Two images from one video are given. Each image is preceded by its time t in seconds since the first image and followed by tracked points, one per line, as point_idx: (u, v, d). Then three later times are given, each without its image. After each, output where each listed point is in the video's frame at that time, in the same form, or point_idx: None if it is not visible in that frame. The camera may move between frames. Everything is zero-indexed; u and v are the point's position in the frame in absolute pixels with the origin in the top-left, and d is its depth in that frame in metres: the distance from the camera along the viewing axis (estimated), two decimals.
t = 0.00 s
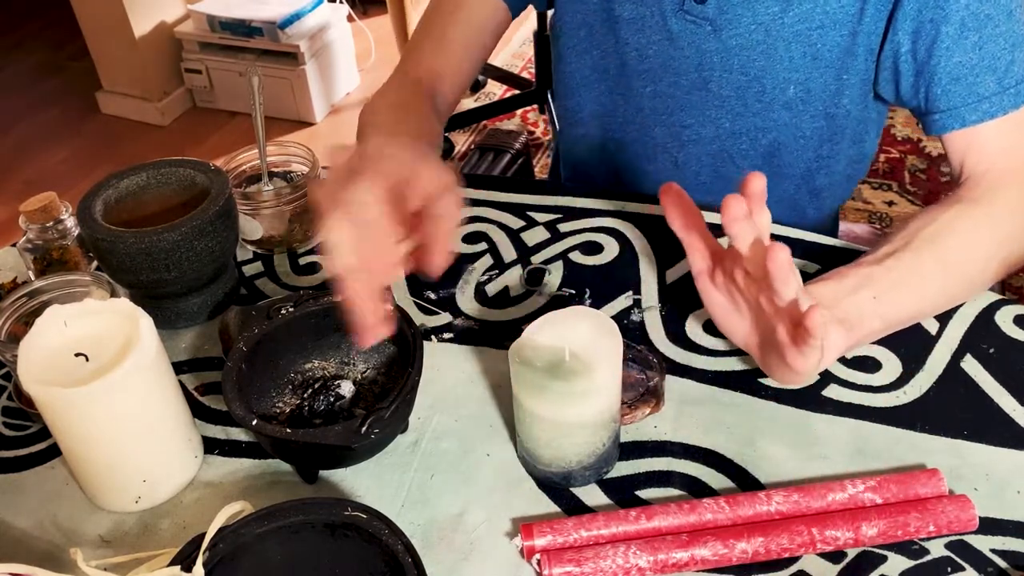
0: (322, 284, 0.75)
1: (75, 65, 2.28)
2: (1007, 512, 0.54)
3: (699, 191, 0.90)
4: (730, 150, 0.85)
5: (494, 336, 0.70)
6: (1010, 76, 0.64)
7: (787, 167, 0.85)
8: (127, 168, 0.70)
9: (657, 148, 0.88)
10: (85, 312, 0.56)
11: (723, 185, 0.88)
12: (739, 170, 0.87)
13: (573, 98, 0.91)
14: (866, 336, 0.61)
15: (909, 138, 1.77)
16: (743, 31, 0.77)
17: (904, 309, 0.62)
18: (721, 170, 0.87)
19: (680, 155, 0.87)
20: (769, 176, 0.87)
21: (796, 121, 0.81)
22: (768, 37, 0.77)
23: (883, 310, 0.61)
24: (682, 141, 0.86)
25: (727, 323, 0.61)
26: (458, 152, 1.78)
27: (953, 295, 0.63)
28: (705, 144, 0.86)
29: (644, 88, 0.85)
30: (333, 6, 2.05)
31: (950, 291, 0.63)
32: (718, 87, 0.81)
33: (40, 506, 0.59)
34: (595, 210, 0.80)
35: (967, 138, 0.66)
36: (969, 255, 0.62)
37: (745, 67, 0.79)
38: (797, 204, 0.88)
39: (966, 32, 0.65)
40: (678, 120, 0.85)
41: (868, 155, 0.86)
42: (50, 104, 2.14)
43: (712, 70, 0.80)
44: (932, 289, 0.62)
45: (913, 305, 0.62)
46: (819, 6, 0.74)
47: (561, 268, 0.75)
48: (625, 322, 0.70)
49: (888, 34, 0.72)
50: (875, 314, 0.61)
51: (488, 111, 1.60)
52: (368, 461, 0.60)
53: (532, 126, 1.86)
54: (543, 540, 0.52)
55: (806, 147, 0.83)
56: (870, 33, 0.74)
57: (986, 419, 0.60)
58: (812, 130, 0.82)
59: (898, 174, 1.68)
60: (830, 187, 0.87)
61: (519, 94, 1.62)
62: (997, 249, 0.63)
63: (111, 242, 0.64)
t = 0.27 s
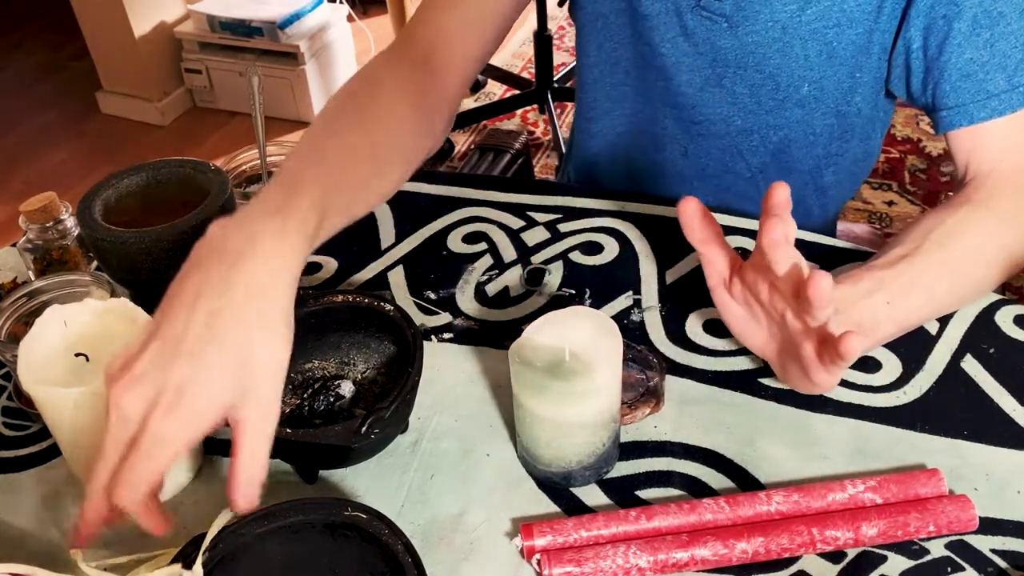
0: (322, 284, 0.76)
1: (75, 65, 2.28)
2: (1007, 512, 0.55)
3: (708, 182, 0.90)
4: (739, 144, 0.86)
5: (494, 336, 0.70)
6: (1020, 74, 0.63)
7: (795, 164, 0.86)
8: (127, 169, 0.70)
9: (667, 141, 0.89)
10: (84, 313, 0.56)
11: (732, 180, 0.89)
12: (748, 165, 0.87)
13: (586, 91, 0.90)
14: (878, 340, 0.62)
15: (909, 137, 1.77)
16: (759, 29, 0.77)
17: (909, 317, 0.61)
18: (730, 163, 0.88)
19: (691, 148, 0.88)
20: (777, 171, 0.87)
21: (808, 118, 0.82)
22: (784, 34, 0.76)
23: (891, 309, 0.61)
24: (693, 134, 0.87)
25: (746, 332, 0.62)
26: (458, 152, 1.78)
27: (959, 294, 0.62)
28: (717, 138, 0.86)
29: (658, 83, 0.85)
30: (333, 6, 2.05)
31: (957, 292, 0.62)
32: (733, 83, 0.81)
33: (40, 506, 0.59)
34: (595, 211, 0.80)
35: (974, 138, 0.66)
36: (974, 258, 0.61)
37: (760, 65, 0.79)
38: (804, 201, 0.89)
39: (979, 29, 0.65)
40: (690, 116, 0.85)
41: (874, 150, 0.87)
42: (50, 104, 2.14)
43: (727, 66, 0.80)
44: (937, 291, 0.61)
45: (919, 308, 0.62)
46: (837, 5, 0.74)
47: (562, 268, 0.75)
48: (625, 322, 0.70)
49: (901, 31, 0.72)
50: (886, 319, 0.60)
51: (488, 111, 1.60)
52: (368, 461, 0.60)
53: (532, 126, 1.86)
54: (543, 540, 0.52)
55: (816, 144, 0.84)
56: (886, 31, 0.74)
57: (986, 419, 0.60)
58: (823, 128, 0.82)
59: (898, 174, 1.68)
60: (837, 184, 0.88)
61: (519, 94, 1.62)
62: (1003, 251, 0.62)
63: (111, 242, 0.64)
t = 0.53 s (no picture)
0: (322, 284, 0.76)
1: (75, 65, 2.28)
2: (1007, 512, 0.55)
3: (721, 186, 0.90)
4: (753, 147, 0.85)
5: (494, 336, 0.70)
6: None
7: (810, 168, 0.86)
8: (127, 169, 0.70)
9: (680, 141, 0.88)
10: (84, 312, 0.56)
11: (744, 182, 0.89)
12: (761, 166, 0.87)
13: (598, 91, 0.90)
14: (886, 340, 0.62)
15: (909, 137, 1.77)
16: (777, 31, 0.77)
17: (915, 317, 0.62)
18: (744, 166, 0.87)
19: (703, 148, 0.88)
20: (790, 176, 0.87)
21: (822, 121, 0.81)
22: (801, 36, 0.76)
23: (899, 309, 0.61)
24: (707, 134, 0.87)
25: (753, 331, 0.63)
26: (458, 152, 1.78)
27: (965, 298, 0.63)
28: (730, 141, 0.86)
29: (673, 83, 0.85)
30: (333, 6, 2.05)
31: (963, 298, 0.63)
32: (748, 84, 0.81)
33: (40, 506, 0.59)
34: (595, 211, 0.80)
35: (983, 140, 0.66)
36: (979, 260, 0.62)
37: (776, 66, 0.79)
38: (815, 205, 0.89)
39: (993, 32, 0.64)
40: (704, 116, 0.85)
41: (882, 153, 0.88)
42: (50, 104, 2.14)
43: (744, 67, 0.80)
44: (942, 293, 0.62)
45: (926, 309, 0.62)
46: (855, 7, 0.74)
47: (562, 268, 0.75)
48: (625, 322, 0.70)
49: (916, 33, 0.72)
50: (895, 317, 0.61)
51: (488, 111, 1.60)
52: (368, 461, 0.60)
53: (532, 126, 1.86)
54: (544, 540, 0.52)
55: (830, 147, 0.84)
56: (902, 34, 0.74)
57: (986, 419, 0.60)
58: (837, 131, 0.82)
59: (899, 174, 1.68)
60: (848, 188, 0.88)
61: (519, 94, 1.62)
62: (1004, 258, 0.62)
63: (112, 242, 0.64)
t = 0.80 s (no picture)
0: (322, 284, 0.76)
1: (76, 65, 2.28)
2: (1008, 512, 0.55)
3: (724, 180, 0.90)
4: (757, 143, 0.86)
5: (494, 336, 0.70)
6: None
7: (813, 164, 0.86)
8: (127, 169, 0.70)
9: (684, 137, 0.88)
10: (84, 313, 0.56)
11: (747, 178, 0.89)
12: (765, 164, 0.87)
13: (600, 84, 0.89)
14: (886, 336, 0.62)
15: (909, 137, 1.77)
16: (783, 28, 0.76)
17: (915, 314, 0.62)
18: (748, 162, 0.87)
19: (708, 143, 0.88)
20: (793, 171, 0.87)
21: (826, 119, 0.82)
22: (808, 34, 0.76)
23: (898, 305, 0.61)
24: (712, 130, 0.86)
25: (753, 325, 0.63)
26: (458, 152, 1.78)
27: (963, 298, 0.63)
28: (735, 137, 0.86)
29: (678, 78, 0.84)
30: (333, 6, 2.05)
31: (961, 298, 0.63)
32: (753, 81, 0.81)
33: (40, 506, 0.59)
34: (595, 211, 0.80)
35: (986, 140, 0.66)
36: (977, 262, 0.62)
37: (782, 63, 0.78)
38: (817, 202, 0.89)
39: (999, 32, 0.64)
40: (709, 112, 0.85)
41: (888, 151, 0.88)
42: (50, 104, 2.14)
43: (750, 64, 0.79)
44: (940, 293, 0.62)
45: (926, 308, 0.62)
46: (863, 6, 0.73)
47: (561, 268, 0.75)
48: (625, 322, 0.70)
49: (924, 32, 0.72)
50: (895, 314, 0.61)
51: (488, 111, 1.60)
52: (368, 461, 0.60)
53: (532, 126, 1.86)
54: (543, 540, 0.52)
55: (834, 144, 0.84)
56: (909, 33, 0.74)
57: (986, 419, 0.60)
58: (842, 129, 0.83)
59: (899, 174, 1.68)
60: (853, 185, 0.88)
61: (519, 94, 1.62)
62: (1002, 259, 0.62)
63: (111, 242, 0.63)
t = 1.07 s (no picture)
0: (322, 284, 0.76)
1: (76, 65, 2.28)
2: (1008, 512, 0.55)
3: (719, 175, 0.91)
4: (750, 139, 0.86)
5: (494, 336, 0.70)
6: None
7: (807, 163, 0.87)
8: (127, 169, 0.70)
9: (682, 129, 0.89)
10: (84, 312, 0.56)
11: (742, 173, 0.90)
12: (758, 161, 0.88)
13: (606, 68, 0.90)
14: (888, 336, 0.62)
15: (909, 137, 1.77)
16: (775, 23, 0.78)
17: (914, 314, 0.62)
18: (741, 157, 0.89)
19: (704, 135, 0.89)
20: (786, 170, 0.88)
21: (819, 117, 0.82)
22: (800, 30, 0.77)
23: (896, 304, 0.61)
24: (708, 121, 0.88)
25: (756, 325, 0.62)
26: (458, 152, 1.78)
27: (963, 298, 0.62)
28: (729, 130, 0.87)
29: (676, 64, 0.86)
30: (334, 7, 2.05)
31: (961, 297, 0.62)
32: (746, 75, 0.82)
33: (40, 506, 0.59)
34: (595, 211, 0.80)
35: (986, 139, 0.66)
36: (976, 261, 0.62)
37: (775, 57, 0.80)
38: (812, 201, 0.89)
39: (995, 34, 0.64)
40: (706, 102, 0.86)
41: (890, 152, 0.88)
42: (50, 104, 2.13)
43: (744, 56, 0.81)
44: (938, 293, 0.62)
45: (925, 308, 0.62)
46: (856, 4, 0.74)
47: (561, 268, 0.75)
48: (625, 322, 0.70)
49: (921, 33, 0.72)
50: (897, 313, 0.61)
51: (488, 111, 1.60)
52: (368, 461, 0.60)
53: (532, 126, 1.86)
54: (543, 540, 0.52)
55: (827, 143, 0.85)
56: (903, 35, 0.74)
57: (987, 419, 0.60)
58: (834, 127, 0.83)
59: (899, 174, 1.68)
60: (845, 184, 0.88)
61: (519, 94, 1.62)
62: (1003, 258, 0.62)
63: (111, 241, 0.63)
